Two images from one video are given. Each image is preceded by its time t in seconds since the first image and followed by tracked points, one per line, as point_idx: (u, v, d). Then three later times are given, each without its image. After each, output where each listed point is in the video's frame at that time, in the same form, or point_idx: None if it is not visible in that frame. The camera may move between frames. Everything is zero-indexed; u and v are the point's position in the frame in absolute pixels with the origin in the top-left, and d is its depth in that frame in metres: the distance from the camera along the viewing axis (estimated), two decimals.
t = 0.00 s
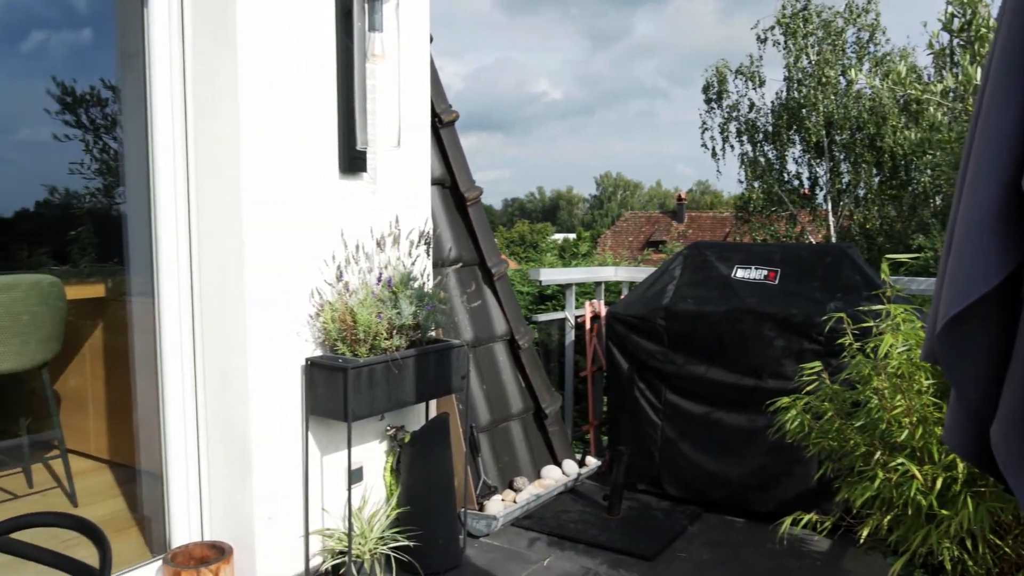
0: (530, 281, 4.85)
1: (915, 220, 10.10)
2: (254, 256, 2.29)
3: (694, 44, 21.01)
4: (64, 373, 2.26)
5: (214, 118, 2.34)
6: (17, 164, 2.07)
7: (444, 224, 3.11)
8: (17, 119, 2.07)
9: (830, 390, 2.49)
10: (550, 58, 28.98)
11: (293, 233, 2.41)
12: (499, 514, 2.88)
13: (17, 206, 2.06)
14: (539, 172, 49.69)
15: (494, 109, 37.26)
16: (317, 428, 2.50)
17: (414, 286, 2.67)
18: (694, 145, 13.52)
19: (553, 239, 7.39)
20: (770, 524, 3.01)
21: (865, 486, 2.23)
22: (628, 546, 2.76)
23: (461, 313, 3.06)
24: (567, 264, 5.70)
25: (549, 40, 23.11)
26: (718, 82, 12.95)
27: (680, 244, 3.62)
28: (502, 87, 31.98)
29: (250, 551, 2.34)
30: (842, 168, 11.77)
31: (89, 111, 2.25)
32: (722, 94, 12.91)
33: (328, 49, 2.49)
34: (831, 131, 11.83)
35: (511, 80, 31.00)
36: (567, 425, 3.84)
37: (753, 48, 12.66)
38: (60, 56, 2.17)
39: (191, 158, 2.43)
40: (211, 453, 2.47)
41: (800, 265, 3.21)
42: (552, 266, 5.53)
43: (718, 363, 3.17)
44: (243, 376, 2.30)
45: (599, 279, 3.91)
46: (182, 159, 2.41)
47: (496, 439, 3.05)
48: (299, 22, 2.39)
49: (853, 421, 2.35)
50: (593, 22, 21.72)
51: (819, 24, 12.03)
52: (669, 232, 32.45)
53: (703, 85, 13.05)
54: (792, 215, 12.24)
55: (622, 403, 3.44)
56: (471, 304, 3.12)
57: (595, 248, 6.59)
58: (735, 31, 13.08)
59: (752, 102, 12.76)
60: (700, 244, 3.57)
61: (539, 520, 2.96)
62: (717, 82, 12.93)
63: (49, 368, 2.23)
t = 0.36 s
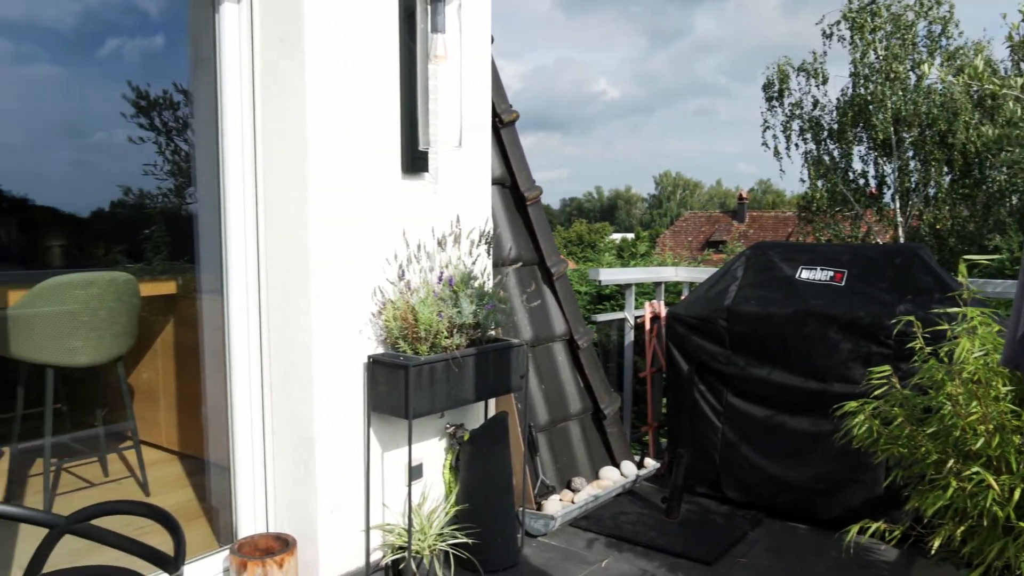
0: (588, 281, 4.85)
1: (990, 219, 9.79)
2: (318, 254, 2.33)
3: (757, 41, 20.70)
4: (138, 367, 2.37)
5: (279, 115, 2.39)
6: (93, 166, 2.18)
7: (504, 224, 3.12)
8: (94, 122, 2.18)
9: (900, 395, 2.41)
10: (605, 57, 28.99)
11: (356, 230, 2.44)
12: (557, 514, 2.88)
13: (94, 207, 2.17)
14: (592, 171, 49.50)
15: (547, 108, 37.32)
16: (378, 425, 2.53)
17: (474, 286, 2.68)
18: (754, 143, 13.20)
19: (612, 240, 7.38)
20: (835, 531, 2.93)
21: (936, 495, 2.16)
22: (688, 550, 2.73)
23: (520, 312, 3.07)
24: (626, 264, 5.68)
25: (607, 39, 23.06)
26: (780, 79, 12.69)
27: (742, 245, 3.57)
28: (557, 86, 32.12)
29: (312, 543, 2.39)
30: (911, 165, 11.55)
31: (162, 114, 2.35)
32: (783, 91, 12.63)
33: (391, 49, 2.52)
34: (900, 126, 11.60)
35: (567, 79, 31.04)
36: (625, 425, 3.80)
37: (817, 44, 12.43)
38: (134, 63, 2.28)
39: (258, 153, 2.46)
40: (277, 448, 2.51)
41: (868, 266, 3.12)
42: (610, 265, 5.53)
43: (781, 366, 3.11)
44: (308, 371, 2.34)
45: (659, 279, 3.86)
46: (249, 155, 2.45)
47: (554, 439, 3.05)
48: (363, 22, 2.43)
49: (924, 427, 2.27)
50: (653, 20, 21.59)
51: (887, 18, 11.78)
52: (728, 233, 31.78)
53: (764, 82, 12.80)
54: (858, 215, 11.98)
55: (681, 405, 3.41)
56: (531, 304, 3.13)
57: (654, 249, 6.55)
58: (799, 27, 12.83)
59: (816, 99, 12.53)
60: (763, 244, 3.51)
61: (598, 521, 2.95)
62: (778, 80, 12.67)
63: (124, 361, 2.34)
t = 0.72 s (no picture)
0: (653, 281, 4.83)
1: None
2: (386, 252, 2.37)
3: (827, 34, 20.07)
4: (211, 362, 2.43)
5: (349, 115, 2.43)
6: (170, 169, 2.26)
7: (569, 223, 3.12)
8: (171, 126, 2.26)
9: (982, 403, 2.30)
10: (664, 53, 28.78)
11: (423, 227, 2.47)
12: (620, 515, 2.87)
13: (170, 207, 2.26)
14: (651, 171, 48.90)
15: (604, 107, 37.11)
16: (444, 422, 2.56)
17: (540, 285, 2.69)
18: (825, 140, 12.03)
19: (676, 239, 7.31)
20: (909, 542, 2.83)
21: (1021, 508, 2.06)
22: (755, 556, 2.68)
23: (585, 312, 3.07)
24: (692, 264, 5.63)
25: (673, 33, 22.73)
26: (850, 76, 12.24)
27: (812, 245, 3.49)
28: (614, 83, 32.03)
29: (378, 538, 2.42)
30: (990, 162, 10.15)
31: (236, 116, 2.42)
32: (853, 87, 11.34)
33: (459, 49, 2.55)
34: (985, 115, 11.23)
35: (626, 75, 30.85)
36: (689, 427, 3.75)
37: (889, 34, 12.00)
38: (209, 68, 2.35)
39: (328, 152, 2.51)
40: (345, 443, 2.55)
41: (947, 268, 3.01)
42: (675, 265, 5.48)
43: (853, 370, 3.02)
44: (376, 367, 2.38)
45: (727, 279, 3.80)
46: (321, 153, 2.51)
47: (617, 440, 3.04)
48: (431, 23, 2.46)
49: (1008, 437, 2.17)
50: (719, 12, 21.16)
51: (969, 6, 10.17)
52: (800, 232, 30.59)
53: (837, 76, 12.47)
54: (933, 214, 10.72)
55: (749, 409, 3.34)
56: (596, 304, 3.13)
57: (720, 248, 6.46)
58: (872, 20, 12.44)
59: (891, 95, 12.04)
60: (835, 245, 3.42)
61: (661, 524, 2.92)
62: (849, 75, 11.38)
63: (198, 356, 2.41)
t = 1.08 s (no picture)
0: (722, 282, 4.77)
1: None
2: (457, 252, 2.39)
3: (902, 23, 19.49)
4: (285, 357, 2.50)
5: (420, 116, 2.46)
6: (246, 169, 2.32)
7: (638, 223, 3.09)
8: (247, 127, 2.32)
9: None
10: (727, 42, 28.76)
11: (493, 227, 2.49)
12: (688, 519, 2.83)
13: (245, 207, 2.31)
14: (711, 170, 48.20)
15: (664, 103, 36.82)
16: (511, 420, 2.57)
17: (609, 285, 2.67)
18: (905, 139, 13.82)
19: (745, 240, 7.20)
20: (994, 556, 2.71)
21: None
22: (827, 565, 2.61)
23: (653, 312, 3.05)
24: (762, 265, 5.54)
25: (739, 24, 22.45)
26: (932, 69, 13.21)
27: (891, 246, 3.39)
28: (675, 74, 31.98)
29: (446, 534, 2.45)
30: None
31: (309, 118, 2.47)
32: (934, 81, 13.15)
33: (528, 49, 2.55)
34: None
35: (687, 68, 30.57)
36: (759, 431, 3.67)
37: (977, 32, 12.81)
38: (283, 70, 2.40)
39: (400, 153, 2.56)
40: (414, 440, 2.59)
41: None
42: (744, 266, 5.40)
43: (934, 376, 2.92)
44: (445, 364, 2.41)
45: (800, 280, 3.72)
46: (393, 153, 2.55)
47: (686, 442, 3.01)
48: (501, 24, 2.47)
49: None
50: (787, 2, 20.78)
51: None
52: (872, 232, 29.41)
53: (915, 73, 13.35)
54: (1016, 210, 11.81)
55: (822, 414, 3.26)
56: (665, 304, 3.10)
57: (791, 249, 6.33)
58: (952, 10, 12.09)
59: (977, 92, 12.84)
60: (915, 246, 3.32)
61: (730, 529, 2.87)
62: (930, 70, 13.20)
63: (273, 352, 2.47)
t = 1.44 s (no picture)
0: (782, 283, 4.70)
1: None
2: (513, 252, 2.40)
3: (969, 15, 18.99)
4: (342, 354, 2.53)
5: (477, 117, 2.48)
6: (306, 170, 2.36)
7: (695, 223, 3.06)
8: (306, 129, 2.36)
9: None
10: (783, 32, 28.43)
11: (548, 227, 2.49)
12: (744, 523, 2.80)
13: (303, 206, 2.35)
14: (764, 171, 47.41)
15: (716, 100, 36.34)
16: (566, 420, 2.57)
17: (666, 285, 2.65)
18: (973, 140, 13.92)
19: (804, 242, 7.08)
20: None
21: None
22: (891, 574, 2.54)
23: (711, 314, 3.03)
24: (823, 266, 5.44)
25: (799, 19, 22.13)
26: (1004, 63, 13.46)
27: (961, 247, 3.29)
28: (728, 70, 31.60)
29: (500, 532, 2.46)
30: None
31: (367, 119, 2.51)
32: (1007, 77, 13.40)
33: (584, 49, 2.55)
34: None
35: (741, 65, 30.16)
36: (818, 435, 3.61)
37: None
38: (341, 72, 2.44)
39: (457, 153, 2.58)
40: (470, 438, 2.61)
41: None
42: (804, 267, 5.31)
43: (1004, 381, 2.81)
44: (501, 364, 2.42)
45: (864, 282, 3.64)
46: (449, 153, 2.58)
47: (743, 446, 2.98)
48: (556, 24, 2.47)
49: None
50: None
51: None
52: (938, 232, 28.12)
53: (986, 68, 13.67)
54: None
55: (885, 419, 3.19)
56: (722, 305, 3.07)
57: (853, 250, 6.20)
58: None
59: None
60: (986, 247, 3.21)
61: (789, 535, 2.82)
62: (1002, 63, 13.47)
63: (330, 350, 2.50)
